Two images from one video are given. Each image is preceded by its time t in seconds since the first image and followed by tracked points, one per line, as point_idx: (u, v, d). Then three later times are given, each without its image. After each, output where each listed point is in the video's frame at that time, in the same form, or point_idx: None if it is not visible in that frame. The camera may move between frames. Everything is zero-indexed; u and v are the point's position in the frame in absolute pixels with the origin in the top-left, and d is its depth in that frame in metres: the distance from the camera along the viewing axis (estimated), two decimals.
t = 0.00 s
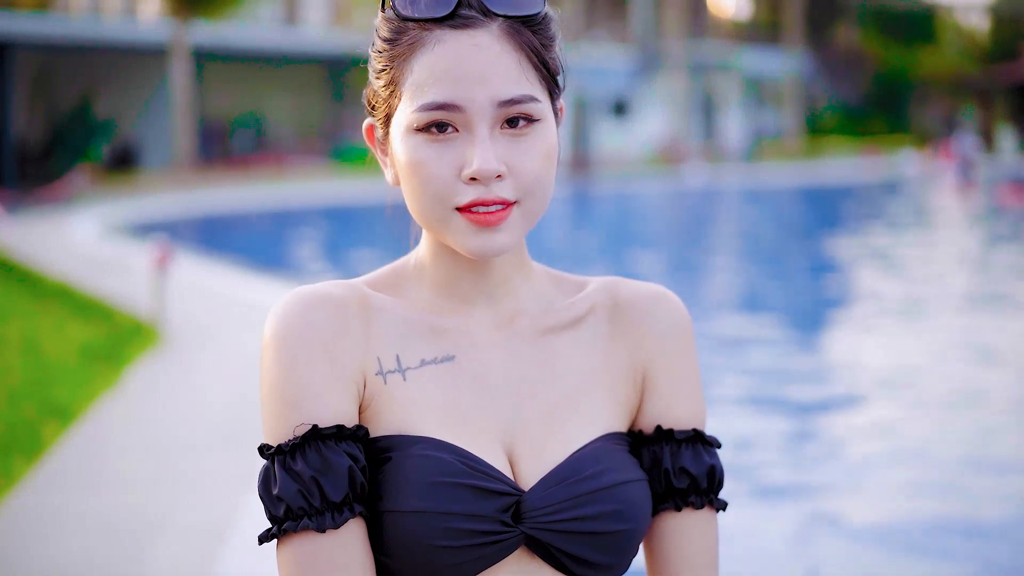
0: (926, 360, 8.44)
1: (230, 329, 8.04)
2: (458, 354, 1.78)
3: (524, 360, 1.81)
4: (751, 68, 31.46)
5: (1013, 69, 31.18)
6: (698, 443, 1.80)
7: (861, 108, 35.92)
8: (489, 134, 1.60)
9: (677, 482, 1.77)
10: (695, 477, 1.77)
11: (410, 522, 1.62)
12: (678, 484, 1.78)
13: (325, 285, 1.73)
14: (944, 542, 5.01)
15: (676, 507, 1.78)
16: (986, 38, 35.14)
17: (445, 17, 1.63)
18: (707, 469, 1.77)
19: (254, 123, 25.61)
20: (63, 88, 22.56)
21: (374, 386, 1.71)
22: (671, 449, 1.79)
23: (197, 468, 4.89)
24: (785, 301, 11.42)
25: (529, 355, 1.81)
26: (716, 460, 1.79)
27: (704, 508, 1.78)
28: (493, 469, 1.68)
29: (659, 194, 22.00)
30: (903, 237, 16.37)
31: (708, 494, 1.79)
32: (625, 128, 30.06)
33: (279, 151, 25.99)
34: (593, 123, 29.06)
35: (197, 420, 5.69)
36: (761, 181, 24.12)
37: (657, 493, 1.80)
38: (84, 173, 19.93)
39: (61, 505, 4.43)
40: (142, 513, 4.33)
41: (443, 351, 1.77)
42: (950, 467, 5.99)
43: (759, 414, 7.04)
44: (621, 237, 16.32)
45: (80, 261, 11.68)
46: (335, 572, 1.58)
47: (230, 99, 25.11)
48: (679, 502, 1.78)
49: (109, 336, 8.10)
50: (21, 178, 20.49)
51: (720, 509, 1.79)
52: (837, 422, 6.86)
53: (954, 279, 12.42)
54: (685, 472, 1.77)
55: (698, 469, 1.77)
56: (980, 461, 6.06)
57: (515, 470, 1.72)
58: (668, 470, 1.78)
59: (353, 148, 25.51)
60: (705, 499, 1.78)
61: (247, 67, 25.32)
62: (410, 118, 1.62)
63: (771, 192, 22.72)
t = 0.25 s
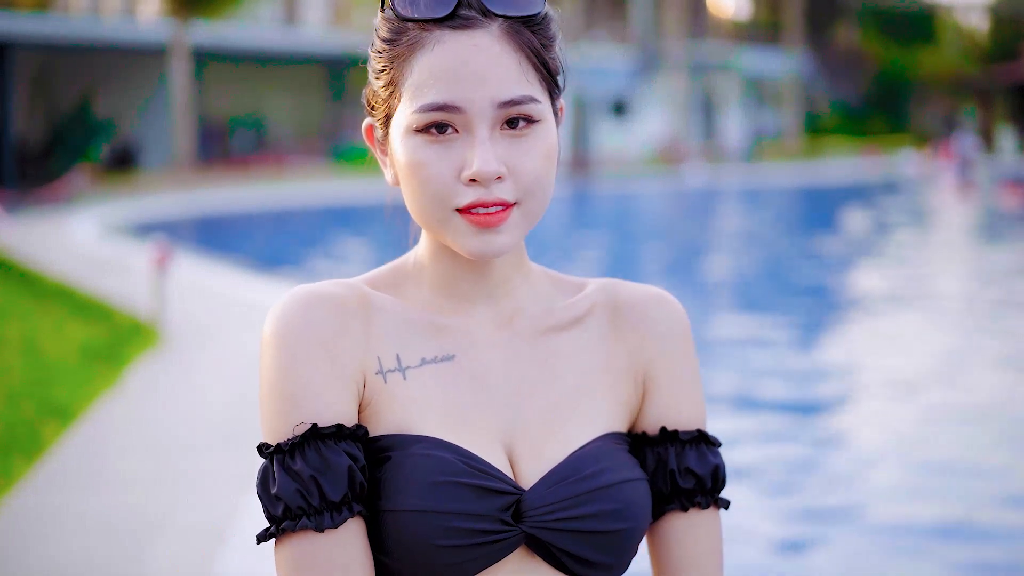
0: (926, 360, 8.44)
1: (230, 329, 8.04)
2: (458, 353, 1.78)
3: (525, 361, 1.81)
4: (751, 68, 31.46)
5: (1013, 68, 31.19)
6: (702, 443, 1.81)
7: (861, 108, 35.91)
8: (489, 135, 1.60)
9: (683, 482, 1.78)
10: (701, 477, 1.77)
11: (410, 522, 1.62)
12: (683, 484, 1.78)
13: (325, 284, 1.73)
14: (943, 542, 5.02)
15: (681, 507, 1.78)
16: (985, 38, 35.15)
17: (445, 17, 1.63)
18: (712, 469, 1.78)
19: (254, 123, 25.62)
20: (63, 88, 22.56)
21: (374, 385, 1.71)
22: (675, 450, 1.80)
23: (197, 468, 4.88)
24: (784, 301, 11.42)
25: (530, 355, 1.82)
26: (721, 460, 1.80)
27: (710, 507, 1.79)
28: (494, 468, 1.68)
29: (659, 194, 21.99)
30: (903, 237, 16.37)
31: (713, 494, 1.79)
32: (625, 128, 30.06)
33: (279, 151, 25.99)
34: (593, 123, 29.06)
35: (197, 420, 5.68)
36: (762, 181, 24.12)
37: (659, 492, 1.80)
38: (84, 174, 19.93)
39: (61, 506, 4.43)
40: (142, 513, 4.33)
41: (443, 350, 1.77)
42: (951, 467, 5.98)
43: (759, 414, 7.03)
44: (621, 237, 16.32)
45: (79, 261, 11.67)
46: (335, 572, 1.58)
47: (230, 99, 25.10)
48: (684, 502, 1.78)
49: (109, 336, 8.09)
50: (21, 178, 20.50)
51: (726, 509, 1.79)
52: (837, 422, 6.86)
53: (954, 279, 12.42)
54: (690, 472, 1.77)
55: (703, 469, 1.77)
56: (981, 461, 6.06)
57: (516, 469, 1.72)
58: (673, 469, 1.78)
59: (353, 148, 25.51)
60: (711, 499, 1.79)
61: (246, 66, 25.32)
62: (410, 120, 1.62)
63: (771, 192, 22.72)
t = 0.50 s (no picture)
0: (926, 360, 8.44)
1: (230, 329, 8.04)
2: (458, 352, 1.78)
3: (526, 359, 1.81)
4: (751, 68, 31.48)
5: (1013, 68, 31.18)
6: (705, 441, 1.81)
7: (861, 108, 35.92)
8: (489, 137, 1.60)
9: (687, 481, 1.79)
10: (705, 476, 1.78)
11: (410, 521, 1.62)
12: (689, 483, 1.78)
13: (326, 283, 1.73)
14: (943, 541, 5.02)
15: (687, 505, 1.78)
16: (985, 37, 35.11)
17: (445, 19, 1.63)
18: (717, 467, 1.79)
19: (254, 123, 25.62)
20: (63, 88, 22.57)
21: (374, 385, 1.71)
22: (678, 448, 1.80)
23: (197, 468, 4.89)
24: (784, 301, 11.42)
25: (530, 355, 1.82)
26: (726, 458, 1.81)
27: (714, 504, 1.80)
28: (495, 467, 1.68)
29: (659, 194, 22.00)
30: (902, 237, 16.37)
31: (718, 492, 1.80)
32: (625, 128, 30.08)
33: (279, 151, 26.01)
34: (593, 123, 29.05)
35: (197, 420, 5.68)
36: (761, 181, 24.12)
37: (661, 491, 1.80)
38: (84, 174, 19.94)
39: (61, 505, 4.43)
40: (142, 513, 4.33)
41: (443, 349, 1.77)
42: (951, 467, 5.98)
43: (758, 414, 7.03)
44: (621, 237, 16.31)
45: (79, 261, 11.67)
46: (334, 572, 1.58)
47: (230, 99, 25.09)
48: (690, 500, 1.78)
49: (108, 336, 8.10)
50: (21, 178, 20.51)
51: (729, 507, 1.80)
52: (837, 422, 6.86)
53: (954, 279, 12.40)
54: (695, 470, 1.78)
55: (707, 468, 1.78)
56: (982, 462, 6.05)
57: (515, 467, 1.72)
58: (679, 468, 1.79)
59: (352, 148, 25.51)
60: (714, 497, 1.80)
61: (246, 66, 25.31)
62: (411, 122, 1.62)
63: (770, 192, 22.72)
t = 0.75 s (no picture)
0: (926, 360, 8.44)
1: (229, 329, 8.04)
2: (458, 350, 1.78)
3: (526, 359, 1.80)
4: (751, 68, 31.49)
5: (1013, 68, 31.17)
6: (705, 439, 1.82)
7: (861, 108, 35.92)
8: (490, 139, 1.60)
9: (686, 478, 1.79)
10: (704, 473, 1.78)
11: (410, 519, 1.61)
12: (688, 480, 1.79)
13: (326, 282, 1.72)
14: (941, 540, 5.04)
15: (686, 501, 1.79)
16: (985, 38, 35.11)
17: (446, 21, 1.63)
18: (716, 464, 1.79)
19: (254, 123, 25.62)
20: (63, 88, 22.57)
21: (374, 383, 1.70)
22: (678, 446, 1.80)
23: (197, 469, 4.88)
24: (784, 301, 11.41)
25: (531, 354, 1.82)
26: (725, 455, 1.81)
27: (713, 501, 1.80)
28: (496, 466, 1.67)
29: (659, 194, 21.99)
30: (902, 237, 16.36)
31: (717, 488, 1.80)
32: (625, 128, 30.09)
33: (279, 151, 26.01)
34: (593, 123, 29.06)
35: (197, 420, 5.68)
36: (761, 181, 24.11)
37: (660, 488, 1.81)
38: (84, 174, 19.94)
39: (61, 505, 4.43)
40: (142, 513, 4.33)
41: (443, 348, 1.77)
42: (951, 467, 5.97)
43: (758, 413, 7.02)
44: (621, 237, 16.31)
45: (79, 261, 11.67)
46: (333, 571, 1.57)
47: (231, 99, 25.09)
48: (689, 497, 1.79)
49: (108, 336, 8.10)
50: (21, 178, 20.52)
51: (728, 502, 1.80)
52: (838, 422, 6.85)
53: (953, 279, 12.41)
54: (694, 467, 1.78)
55: (707, 465, 1.78)
56: (981, 461, 6.05)
57: (515, 466, 1.72)
58: (678, 465, 1.79)
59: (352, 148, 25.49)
60: (714, 493, 1.80)
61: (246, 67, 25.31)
62: (412, 123, 1.61)
63: (770, 192, 22.72)
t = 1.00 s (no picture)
0: (924, 360, 8.42)
1: (229, 329, 8.04)
2: (459, 350, 1.78)
3: (526, 359, 1.80)
4: (751, 68, 31.49)
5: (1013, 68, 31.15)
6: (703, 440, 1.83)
7: (861, 108, 35.92)
8: (491, 141, 1.60)
9: (685, 477, 1.80)
10: (703, 472, 1.79)
11: (411, 520, 1.61)
12: (687, 479, 1.80)
13: (326, 283, 1.72)
14: (939, 539, 5.05)
15: (684, 501, 1.80)
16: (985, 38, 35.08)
17: (448, 23, 1.62)
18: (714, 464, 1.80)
19: (254, 123, 25.61)
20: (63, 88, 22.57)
21: (374, 385, 1.70)
22: (677, 446, 1.81)
23: (197, 468, 4.88)
24: (784, 301, 11.40)
25: (531, 354, 1.82)
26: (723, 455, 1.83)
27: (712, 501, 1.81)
28: (498, 466, 1.68)
29: (658, 194, 21.98)
30: (901, 237, 16.35)
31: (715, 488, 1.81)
32: (625, 129, 30.11)
33: (278, 151, 26.01)
34: (593, 123, 29.06)
35: (197, 420, 5.68)
36: (761, 181, 24.10)
37: (660, 488, 1.81)
38: (84, 174, 19.93)
39: (61, 506, 4.43)
40: (142, 513, 4.33)
41: (444, 347, 1.77)
42: (952, 467, 5.97)
43: (758, 414, 7.02)
44: (621, 237, 16.30)
45: (79, 262, 11.67)
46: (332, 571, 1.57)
47: (231, 99, 25.09)
48: (688, 496, 1.80)
49: (108, 335, 8.10)
50: (21, 178, 20.48)
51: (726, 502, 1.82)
52: (838, 422, 6.85)
53: (953, 280, 12.40)
54: (693, 467, 1.79)
55: (705, 465, 1.80)
56: (981, 461, 6.05)
57: (515, 465, 1.72)
58: (678, 465, 1.79)
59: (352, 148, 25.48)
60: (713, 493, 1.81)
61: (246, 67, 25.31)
62: (413, 125, 1.61)
63: (770, 192, 22.71)
